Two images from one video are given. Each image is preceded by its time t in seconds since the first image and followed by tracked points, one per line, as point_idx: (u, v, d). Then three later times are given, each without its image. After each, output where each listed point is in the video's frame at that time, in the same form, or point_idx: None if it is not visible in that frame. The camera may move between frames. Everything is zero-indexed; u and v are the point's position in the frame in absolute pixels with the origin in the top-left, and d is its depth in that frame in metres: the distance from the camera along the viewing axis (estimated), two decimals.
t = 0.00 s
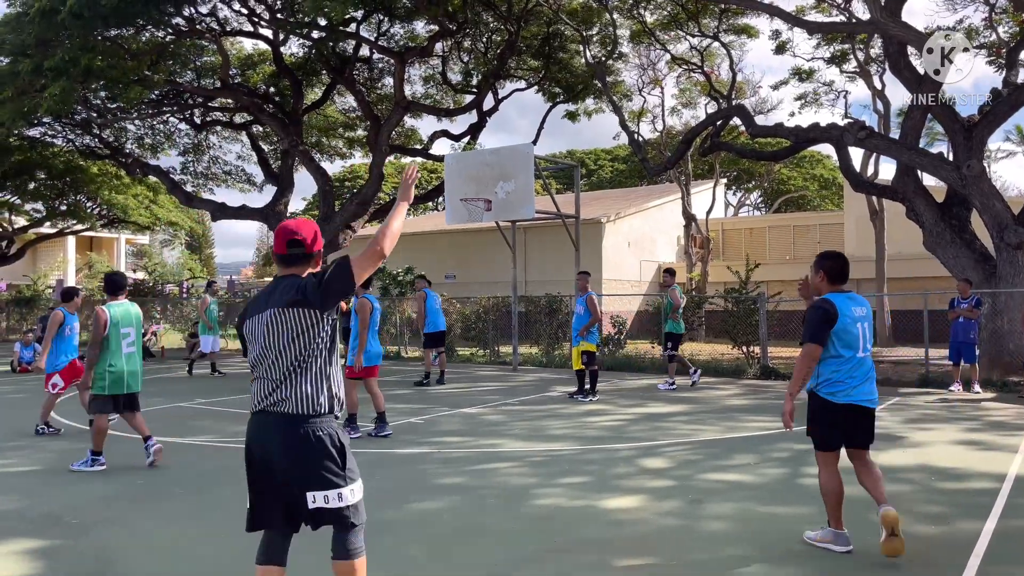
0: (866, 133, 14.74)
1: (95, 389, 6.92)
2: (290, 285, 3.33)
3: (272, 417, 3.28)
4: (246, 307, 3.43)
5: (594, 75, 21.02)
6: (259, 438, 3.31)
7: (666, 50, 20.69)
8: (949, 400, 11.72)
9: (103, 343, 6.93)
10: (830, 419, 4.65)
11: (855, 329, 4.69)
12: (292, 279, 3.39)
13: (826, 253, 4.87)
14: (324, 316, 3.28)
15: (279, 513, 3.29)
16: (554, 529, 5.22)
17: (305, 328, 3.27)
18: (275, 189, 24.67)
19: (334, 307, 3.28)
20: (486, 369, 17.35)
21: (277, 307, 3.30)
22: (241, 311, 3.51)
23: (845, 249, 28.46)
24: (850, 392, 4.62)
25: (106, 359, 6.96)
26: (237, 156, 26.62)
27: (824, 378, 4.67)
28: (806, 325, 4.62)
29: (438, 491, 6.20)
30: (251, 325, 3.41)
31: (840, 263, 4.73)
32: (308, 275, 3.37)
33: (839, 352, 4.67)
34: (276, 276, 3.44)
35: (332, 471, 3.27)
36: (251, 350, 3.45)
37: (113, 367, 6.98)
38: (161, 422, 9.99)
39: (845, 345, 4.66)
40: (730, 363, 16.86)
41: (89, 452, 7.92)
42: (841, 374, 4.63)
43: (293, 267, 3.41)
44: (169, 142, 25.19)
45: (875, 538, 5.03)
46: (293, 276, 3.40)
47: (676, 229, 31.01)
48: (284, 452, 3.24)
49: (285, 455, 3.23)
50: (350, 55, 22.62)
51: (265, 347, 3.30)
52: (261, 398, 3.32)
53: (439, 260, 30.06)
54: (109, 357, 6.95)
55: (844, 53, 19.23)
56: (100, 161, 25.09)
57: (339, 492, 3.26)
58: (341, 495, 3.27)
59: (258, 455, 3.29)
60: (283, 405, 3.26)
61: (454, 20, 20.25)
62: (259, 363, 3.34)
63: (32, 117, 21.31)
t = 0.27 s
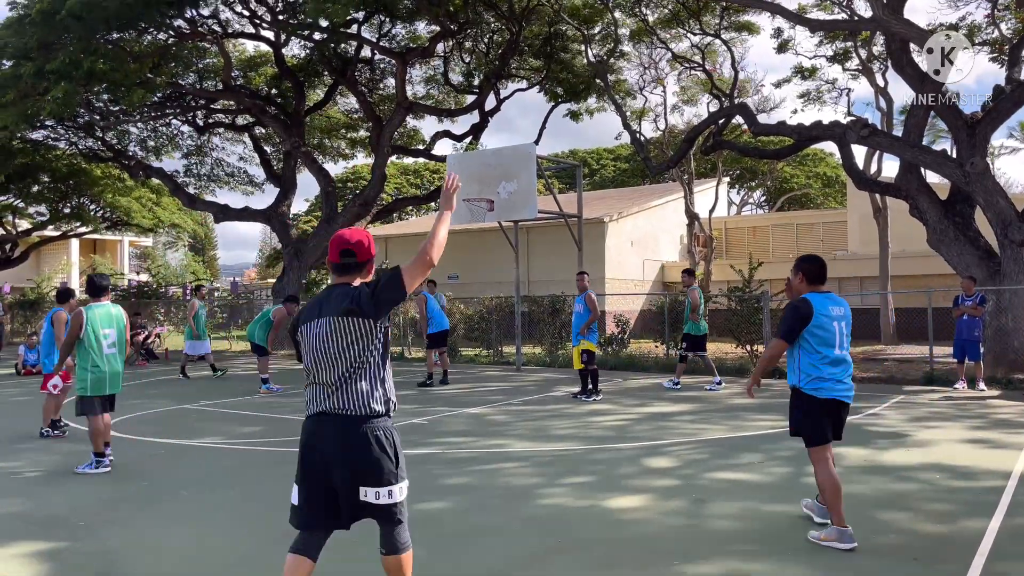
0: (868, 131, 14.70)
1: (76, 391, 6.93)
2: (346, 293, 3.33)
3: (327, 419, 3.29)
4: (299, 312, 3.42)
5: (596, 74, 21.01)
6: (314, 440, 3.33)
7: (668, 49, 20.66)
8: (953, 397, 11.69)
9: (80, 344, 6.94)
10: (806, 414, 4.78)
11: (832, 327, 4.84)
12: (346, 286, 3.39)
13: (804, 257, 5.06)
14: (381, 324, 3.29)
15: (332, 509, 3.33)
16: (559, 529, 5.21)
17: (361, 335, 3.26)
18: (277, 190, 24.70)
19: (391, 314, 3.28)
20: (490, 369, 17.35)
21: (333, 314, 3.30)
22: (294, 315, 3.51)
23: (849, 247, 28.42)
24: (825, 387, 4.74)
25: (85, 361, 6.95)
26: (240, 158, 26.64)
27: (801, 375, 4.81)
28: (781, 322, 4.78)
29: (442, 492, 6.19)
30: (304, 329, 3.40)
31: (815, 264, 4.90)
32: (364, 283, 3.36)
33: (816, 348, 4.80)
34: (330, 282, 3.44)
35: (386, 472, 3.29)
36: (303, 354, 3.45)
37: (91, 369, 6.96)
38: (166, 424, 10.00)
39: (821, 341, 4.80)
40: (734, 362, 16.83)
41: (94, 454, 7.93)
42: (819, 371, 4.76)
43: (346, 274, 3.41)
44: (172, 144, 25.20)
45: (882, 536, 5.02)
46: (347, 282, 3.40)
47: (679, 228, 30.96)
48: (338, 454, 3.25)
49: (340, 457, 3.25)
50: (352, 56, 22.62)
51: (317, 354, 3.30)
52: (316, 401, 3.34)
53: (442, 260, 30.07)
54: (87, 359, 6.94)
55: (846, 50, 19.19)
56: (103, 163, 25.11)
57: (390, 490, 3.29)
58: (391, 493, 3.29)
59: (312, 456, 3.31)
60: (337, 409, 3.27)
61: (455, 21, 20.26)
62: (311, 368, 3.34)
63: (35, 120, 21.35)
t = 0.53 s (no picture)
0: (872, 128, 14.65)
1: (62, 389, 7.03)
2: (401, 289, 3.50)
3: (384, 410, 3.47)
4: (352, 306, 3.57)
5: (598, 73, 20.97)
6: (372, 429, 3.50)
7: (671, 47, 20.60)
8: (959, 395, 11.66)
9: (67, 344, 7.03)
10: (785, 405, 5.21)
11: (807, 323, 5.26)
12: (398, 282, 3.56)
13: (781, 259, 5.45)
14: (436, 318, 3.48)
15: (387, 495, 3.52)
16: (564, 528, 5.22)
17: (419, 329, 3.45)
18: (281, 191, 24.72)
19: (445, 309, 3.48)
20: (494, 369, 17.34)
21: (390, 309, 3.47)
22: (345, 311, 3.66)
23: (853, 244, 28.35)
24: (800, 380, 5.16)
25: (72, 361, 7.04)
26: (243, 159, 26.65)
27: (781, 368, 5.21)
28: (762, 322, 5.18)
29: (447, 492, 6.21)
30: (357, 324, 3.56)
31: (791, 266, 5.28)
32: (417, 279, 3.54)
33: (792, 344, 5.22)
34: (381, 278, 3.60)
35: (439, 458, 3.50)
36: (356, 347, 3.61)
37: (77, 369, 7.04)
38: (172, 425, 10.03)
39: (797, 337, 5.21)
40: (739, 360, 16.80)
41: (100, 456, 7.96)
42: (796, 364, 5.17)
43: (397, 271, 3.58)
44: (176, 146, 25.25)
45: (886, 534, 5.02)
46: (399, 279, 3.57)
47: (683, 227, 30.92)
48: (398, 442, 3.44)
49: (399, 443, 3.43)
50: (355, 57, 22.62)
51: (376, 347, 3.46)
52: (373, 392, 3.51)
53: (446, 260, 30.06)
54: (73, 359, 7.03)
55: (850, 48, 19.12)
56: (107, 165, 25.14)
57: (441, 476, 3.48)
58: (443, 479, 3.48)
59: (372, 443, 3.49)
60: (395, 399, 3.45)
61: (457, 21, 20.25)
62: (368, 360, 3.50)
63: (39, 123, 21.38)
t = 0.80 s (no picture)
0: (876, 126, 14.61)
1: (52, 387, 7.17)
2: (432, 292, 3.62)
3: (416, 408, 3.59)
4: (382, 309, 3.67)
5: (601, 72, 20.94)
6: (403, 426, 3.62)
7: (673, 46, 20.58)
8: (964, 392, 11.63)
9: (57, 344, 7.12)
10: (768, 401, 5.45)
11: (781, 324, 5.52)
12: (427, 285, 3.67)
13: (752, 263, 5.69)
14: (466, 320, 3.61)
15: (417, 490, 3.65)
16: (568, 527, 5.22)
17: (450, 331, 3.57)
18: (285, 192, 24.76)
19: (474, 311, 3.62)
20: (498, 369, 17.32)
21: (421, 311, 3.58)
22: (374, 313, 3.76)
23: (858, 243, 28.28)
24: (779, 377, 5.42)
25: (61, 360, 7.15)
26: (247, 160, 26.68)
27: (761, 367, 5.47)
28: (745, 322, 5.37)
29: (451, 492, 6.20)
30: (389, 325, 3.66)
31: (764, 270, 5.53)
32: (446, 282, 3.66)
33: (771, 343, 5.46)
34: (410, 281, 3.71)
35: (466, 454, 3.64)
36: (386, 347, 3.72)
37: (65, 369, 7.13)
38: (177, 426, 10.06)
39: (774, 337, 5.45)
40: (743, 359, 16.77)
41: (105, 457, 7.98)
42: (775, 363, 5.43)
43: (425, 274, 3.69)
44: (180, 148, 25.31)
45: (891, 532, 5.01)
46: (428, 281, 3.67)
47: (686, 226, 30.87)
48: (429, 439, 3.57)
49: (432, 440, 3.56)
50: (358, 57, 22.64)
51: (408, 348, 3.57)
52: (404, 391, 3.62)
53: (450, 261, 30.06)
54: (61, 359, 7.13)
55: (853, 46, 19.09)
56: (111, 167, 25.19)
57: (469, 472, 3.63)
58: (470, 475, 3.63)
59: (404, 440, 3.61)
60: (426, 398, 3.57)
61: (460, 21, 20.26)
62: (400, 360, 3.61)
63: (44, 125, 21.43)
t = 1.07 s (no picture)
0: (881, 124, 14.57)
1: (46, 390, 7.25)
2: (454, 290, 3.67)
3: (443, 403, 3.67)
4: (406, 308, 3.73)
5: (604, 71, 20.92)
6: (430, 420, 3.71)
7: (677, 46, 20.55)
8: (970, 391, 11.59)
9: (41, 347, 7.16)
10: (729, 396, 5.67)
11: (746, 322, 5.68)
12: (448, 283, 3.71)
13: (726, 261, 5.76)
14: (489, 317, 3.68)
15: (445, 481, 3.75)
16: (572, 527, 5.21)
17: (473, 328, 3.64)
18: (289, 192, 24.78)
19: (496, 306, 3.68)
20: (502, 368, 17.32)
21: (444, 310, 3.64)
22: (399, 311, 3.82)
23: (863, 241, 28.20)
24: (740, 372, 5.63)
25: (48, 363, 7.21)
26: (251, 161, 26.71)
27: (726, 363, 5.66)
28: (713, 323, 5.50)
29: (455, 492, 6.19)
30: (414, 324, 3.73)
31: (734, 272, 5.62)
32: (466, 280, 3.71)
33: (736, 343, 5.63)
34: (430, 279, 3.75)
35: (491, 447, 3.73)
36: (411, 344, 3.79)
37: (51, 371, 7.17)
38: (182, 426, 10.08)
39: (739, 335, 5.62)
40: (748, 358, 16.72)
41: (110, 457, 8.00)
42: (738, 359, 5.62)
43: (444, 273, 3.71)
44: (184, 149, 25.36)
45: (897, 532, 4.99)
46: (448, 280, 3.71)
47: (691, 225, 30.82)
48: (457, 433, 3.65)
49: (459, 434, 3.65)
50: (361, 58, 22.66)
51: (434, 346, 3.64)
52: (430, 386, 3.70)
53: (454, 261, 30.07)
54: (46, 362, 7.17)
55: (858, 44, 19.03)
56: (116, 168, 25.25)
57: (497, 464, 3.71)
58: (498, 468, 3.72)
59: (431, 435, 3.70)
60: (452, 393, 3.66)
61: (464, 21, 20.27)
62: (426, 357, 3.68)
63: (49, 126, 21.51)
